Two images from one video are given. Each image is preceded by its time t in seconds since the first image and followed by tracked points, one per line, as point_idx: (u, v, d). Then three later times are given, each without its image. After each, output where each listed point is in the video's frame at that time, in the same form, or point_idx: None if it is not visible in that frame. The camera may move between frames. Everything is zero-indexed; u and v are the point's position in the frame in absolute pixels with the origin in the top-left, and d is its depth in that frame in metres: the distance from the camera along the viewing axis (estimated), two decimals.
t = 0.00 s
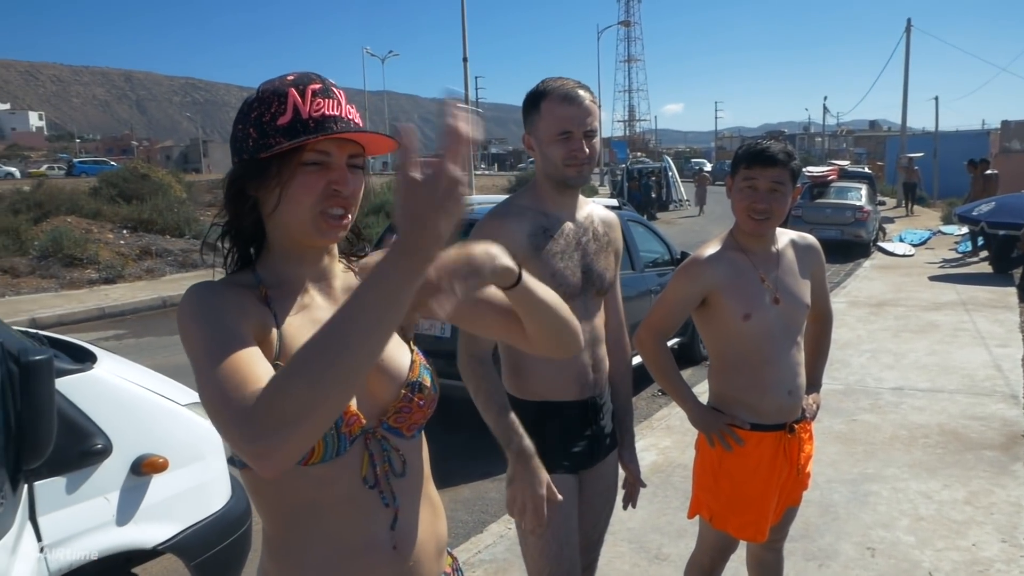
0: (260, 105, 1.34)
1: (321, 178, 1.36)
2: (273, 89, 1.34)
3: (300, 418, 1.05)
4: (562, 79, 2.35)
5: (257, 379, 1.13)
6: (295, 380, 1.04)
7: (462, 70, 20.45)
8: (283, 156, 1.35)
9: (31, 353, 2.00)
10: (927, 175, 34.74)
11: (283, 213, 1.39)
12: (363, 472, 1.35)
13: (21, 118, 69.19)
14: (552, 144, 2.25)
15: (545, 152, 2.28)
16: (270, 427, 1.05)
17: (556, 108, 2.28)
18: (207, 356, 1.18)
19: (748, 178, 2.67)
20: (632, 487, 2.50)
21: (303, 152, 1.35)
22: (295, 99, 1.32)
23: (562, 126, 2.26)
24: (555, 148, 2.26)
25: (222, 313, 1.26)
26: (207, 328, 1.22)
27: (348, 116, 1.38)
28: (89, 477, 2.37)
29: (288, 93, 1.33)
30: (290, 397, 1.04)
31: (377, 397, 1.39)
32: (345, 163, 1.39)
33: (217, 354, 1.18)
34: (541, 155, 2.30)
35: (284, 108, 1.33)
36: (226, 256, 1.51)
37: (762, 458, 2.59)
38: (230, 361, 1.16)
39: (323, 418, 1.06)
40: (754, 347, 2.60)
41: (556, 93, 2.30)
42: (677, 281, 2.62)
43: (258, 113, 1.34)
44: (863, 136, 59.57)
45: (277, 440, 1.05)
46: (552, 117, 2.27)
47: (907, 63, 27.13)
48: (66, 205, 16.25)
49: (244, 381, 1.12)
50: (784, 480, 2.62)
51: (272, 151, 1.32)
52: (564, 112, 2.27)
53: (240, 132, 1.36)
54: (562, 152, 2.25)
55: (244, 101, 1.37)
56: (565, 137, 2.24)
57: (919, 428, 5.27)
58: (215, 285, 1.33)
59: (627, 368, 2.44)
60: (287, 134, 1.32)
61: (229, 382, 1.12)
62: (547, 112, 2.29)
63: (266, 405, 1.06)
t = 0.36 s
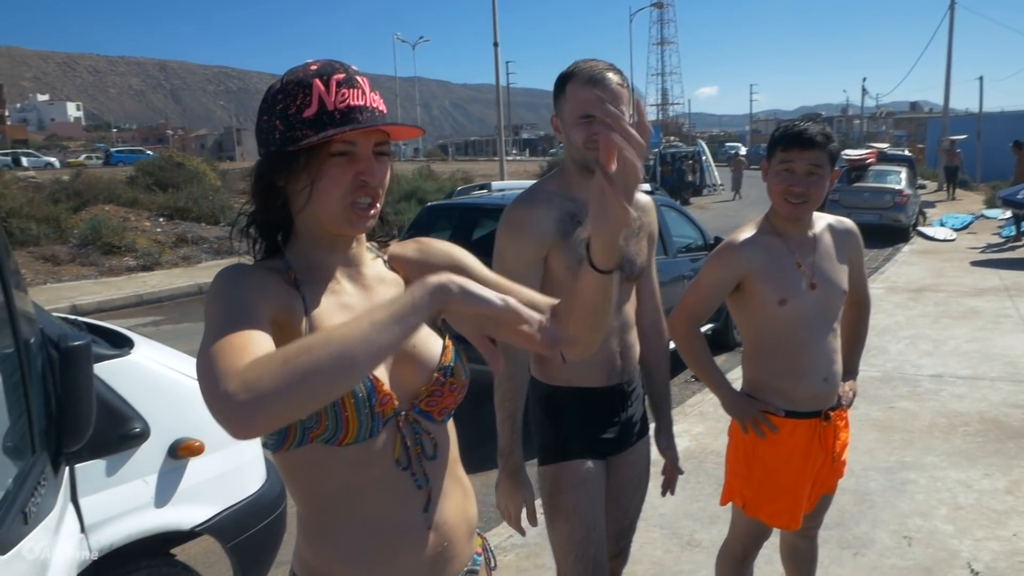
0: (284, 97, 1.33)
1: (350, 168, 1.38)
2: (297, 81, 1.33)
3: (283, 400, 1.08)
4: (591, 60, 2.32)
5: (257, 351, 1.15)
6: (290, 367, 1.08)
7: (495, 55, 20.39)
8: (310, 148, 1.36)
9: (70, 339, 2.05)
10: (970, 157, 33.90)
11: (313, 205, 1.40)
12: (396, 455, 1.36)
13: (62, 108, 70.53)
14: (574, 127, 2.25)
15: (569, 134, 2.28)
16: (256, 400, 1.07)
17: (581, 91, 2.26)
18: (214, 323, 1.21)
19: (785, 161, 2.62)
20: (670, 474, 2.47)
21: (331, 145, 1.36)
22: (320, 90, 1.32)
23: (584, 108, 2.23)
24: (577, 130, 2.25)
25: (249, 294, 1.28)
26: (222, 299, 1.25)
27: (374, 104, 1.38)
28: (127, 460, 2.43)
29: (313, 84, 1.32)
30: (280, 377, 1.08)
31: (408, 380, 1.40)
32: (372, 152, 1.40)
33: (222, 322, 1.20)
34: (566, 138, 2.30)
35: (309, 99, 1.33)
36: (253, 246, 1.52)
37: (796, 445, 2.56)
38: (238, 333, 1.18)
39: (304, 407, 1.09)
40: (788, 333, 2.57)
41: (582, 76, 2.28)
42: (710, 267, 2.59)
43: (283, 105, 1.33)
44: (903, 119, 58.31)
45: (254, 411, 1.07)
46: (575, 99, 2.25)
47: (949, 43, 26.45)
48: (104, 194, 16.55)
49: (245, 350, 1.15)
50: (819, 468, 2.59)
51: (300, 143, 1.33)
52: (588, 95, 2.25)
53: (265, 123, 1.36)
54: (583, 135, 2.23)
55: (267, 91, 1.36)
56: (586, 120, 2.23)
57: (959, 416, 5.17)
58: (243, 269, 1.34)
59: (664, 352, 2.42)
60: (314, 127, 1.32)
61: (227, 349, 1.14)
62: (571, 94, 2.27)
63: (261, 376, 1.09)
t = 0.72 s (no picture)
0: (285, 80, 1.34)
1: (354, 146, 1.36)
2: (297, 63, 1.34)
3: (324, 388, 1.09)
4: (597, 47, 2.29)
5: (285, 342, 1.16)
6: (319, 351, 1.08)
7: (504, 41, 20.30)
8: (313, 126, 1.34)
9: (76, 327, 2.05)
10: (982, 143, 33.62)
11: (319, 187, 1.38)
12: (400, 448, 1.35)
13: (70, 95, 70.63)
14: (574, 114, 2.23)
15: (570, 123, 2.27)
16: (298, 396, 1.09)
17: (583, 79, 2.23)
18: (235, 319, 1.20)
19: (794, 148, 2.59)
20: (683, 466, 2.45)
21: (333, 121, 1.34)
22: (319, 69, 1.32)
23: (584, 97, 2.22)
24: (578, 120, 2.24)
25: (257, 287, 1.26)
26: (241, 288, 1.24)
27: (373, 80, 1.37)
28: (133, 448, 2.43)
29: (312, 65, 1.33)
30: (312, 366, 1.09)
31: (413, 373, 1.38)
32: (376, 129, 1.38)
33: (241, 318, 1.20)
34: (569, 127, 2.28)
35: (309, 79, 1.33)
36: (262, 241, 1.51)
37: (803, 434, 2.55)
38: (258, 327, 1.18)
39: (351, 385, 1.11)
40: (796, 323, 2.54)
41: (585, 64, 2.25)
42: (719, 254, 2.56)
43: (285, 88, 1.34)
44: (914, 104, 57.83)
45: (305, 408, 1.10)
46: (577, 88, 2.24)
47: (961, 27, 26.16)
48: (113, 180, 16.56)
49: (270, 346, 1.15)
50: (826, 457, 2.57)
51: (301, 122, 1.32)
52: (589, 84, 2.22)
53: (269, 109, 1.37)
54: (582, 124, 2.23)
55: (271, 78, 1.37)
56: (585, 109, 2.21)
57: (968, 403, 5.14)
58: (251, 258, 1.32)
59: (675, 340, 2.39)
60: (315, 104, 1.31)
61: (257, 347, 1.14)
62: (573, 82, 2.26)
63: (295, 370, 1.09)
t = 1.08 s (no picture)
0: (284, 79, 1.33)
1: (351, 144, 1.34)
2: (295, 62, 1.33)
3: (376, 426, 1.07)
4: (598, 46, 2.30)
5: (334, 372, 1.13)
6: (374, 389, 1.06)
7: (506, 38, 20.26)
8: (311, 124, 1.33)
9: (74, 323, 2.04)
10: (984, 141, 33.55)
11: (315, 186, 1.37)
12: (395, 449, 1.34)
13: (73, 89, 70.66)
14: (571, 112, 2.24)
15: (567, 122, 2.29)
16: (351, 431, 1.07)
17: (579, 78, 2.24)
18: (265, 349, 1.16)
19: (795, 147, 2.58)
20: (684, 469, 2.43)
21: (330, 118, 1.33)
22: (316, 67, 1.31)
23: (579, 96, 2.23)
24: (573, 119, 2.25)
25: (259, 289, 1.24)
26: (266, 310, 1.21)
27: (371, 77, 1.35)
28: (131, 444, 2.42)
29: (309, 63, 1.32)
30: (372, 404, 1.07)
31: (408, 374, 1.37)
32: (373, 127, 1.37)
33: (278, 340, 1.16)
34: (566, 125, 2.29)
35: (307, 77, 1.31)
36: (261, 238, 1.50)
37: (803, 435, 2.53)
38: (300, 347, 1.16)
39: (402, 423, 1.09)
40: (797, 322, 2.53)
41: (582, 63, 2.26)
42: (720, 252, 2.55)
43: (283, 87, 1.33)
44: (917, 102, 57.69)
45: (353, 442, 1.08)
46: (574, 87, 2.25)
47: (963, 25, 26.10)
48: (115, 176, 16.55)
49: (317, 375, 1.12)
50: (827, 458, 2.56)
51: (298, 120, 1.31)
52: (584, 83, 2.23)
53: (269, 108, 1.36)
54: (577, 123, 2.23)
55: (271, 78, 1.36)
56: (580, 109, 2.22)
57: (970, 403, 5.12)
58: (249, 261, 1.31)
59: (676, 341, 2.37)
60: (312, 102, 1.30)
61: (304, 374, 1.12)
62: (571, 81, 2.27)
63: (351, 406, 1.07)
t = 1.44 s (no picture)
0: (290, 82, 1.31)
1: (355, 149, 1.35)
2: (301, 65, 1.31)
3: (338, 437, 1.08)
4: (595, 53, 2.29)
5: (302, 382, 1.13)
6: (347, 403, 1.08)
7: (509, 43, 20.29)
8: (315, 128, 1.33)
9: (73, 327, 2.02)
10: (988, 149, 33.51)
11: (318, 189, 1.37)
12: (391, 457, 1.33)
13: (78, 92, 70.85)
14: (568, 120, 2.24)
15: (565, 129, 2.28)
16: (317, 443, 1.08)
17: (578, 84, 2.23)
18: (235, 354, 1.15)
19: (797, 154, 2.57)
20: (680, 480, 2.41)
21: (336, 123, 1.33)
22: (323, 72, 1.30)
23: (577, 103, 2.22)
24: (572, 126, 2.24)
25: (252, 294, 1.23)
26: (243, 315, 1.19)
27: (377, 83, 1.35)
28: (131, 449, 2.42)
29: (317, 67, 1.31)
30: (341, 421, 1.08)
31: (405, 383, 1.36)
32: (378, 133, 1.37)
33: (249, 346, 1.15)
34: (564, 132, 2.29)
35: (313, 81, 1.30)
36: (258, 242, 1.49)
37: (805, 444, 2.52)
38: (265, 353, 1.15)
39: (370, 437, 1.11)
40: (798, 330, 2.52)
41: (580, 69, 2.24)
42: (722, 259, 2.54)
43: (289, 90, 1.32)
44: (920, 108, 57.71)
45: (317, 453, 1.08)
46: (571, 94, 2.24)
47: (966, 33, 26.11)
48: (118, 179, 16.56)
49: (287, 384, 1.11)
50: (828, 467, 2.55)
51: (304, 124, 1.30)
52: (583, 89, 2.21)
53: (272, 110, 1.34)
54: (576, 131, 2.23)
55: (274, 81, 1.34)
56: (578, 116, 2.21)
57: (972, 411, 5.10)
58: (245, 265, 1.30)
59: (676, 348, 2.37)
60: (319, 106, 1.29)
61: (270, 382, 1.11)
62: (568, 88, 2.26)
63: (319, 417, 1.08)
